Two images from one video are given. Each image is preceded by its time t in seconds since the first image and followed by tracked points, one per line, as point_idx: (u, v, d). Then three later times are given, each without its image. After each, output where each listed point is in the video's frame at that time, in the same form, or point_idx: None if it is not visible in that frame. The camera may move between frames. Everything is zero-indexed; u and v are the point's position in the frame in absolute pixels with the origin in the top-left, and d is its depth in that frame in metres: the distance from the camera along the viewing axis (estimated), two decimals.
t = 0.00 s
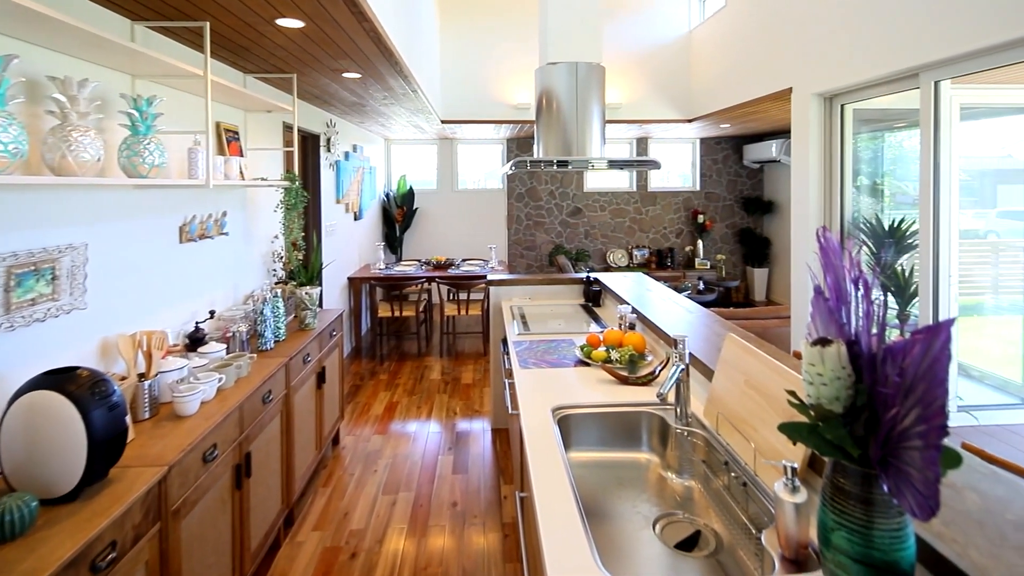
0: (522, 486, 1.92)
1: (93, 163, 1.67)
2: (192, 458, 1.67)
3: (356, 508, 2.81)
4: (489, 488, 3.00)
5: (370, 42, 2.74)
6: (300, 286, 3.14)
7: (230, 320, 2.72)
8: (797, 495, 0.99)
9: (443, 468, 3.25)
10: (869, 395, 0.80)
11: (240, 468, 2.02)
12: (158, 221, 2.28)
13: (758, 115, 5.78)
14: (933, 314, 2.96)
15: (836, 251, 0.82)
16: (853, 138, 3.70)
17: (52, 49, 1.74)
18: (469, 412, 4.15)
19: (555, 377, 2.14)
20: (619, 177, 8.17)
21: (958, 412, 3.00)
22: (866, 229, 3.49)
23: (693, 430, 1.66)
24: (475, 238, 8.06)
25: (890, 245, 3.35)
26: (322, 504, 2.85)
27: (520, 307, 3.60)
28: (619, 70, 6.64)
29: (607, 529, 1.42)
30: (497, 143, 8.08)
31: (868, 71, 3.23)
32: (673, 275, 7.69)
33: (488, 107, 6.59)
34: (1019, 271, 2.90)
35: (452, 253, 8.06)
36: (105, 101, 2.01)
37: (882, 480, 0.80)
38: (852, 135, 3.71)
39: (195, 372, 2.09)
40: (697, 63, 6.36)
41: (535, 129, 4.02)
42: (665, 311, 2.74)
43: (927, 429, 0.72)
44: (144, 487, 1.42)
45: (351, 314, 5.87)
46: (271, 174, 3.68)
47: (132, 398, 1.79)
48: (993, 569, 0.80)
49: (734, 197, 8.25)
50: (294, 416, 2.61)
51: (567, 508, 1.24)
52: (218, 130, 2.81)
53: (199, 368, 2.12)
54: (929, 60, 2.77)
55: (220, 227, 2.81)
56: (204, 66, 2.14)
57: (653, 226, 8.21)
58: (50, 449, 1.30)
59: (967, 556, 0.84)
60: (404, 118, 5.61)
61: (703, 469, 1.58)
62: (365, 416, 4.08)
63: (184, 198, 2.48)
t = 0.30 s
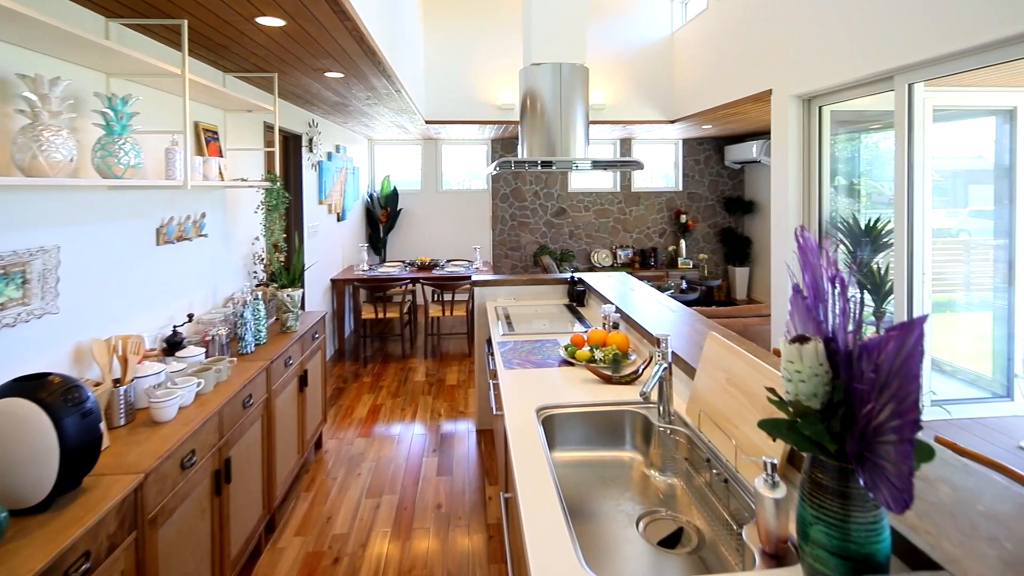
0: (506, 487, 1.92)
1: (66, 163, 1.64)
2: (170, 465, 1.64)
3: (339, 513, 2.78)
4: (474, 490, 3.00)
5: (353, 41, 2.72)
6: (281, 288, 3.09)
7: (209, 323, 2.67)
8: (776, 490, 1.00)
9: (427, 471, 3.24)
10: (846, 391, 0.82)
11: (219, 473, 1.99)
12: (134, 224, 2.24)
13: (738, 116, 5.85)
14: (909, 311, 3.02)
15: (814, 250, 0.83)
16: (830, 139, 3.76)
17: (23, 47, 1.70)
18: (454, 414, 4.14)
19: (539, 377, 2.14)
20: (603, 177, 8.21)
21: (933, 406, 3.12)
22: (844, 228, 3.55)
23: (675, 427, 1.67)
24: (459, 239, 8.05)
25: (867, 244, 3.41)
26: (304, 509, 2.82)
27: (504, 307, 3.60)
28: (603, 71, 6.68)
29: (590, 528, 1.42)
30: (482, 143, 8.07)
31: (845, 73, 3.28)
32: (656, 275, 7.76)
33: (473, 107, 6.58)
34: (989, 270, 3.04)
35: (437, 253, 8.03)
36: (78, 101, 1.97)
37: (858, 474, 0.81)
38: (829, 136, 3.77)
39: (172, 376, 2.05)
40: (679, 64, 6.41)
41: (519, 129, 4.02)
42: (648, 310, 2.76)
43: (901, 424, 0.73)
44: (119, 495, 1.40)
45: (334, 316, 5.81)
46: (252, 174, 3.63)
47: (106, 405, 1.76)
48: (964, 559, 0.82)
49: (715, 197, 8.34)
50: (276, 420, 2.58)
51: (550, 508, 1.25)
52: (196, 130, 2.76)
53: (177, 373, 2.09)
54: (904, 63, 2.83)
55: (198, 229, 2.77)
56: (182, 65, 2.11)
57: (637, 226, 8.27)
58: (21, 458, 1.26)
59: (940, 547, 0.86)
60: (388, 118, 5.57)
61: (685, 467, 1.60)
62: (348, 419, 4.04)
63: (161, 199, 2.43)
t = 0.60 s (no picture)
0: (488, 488, 1.92)
1: (33, 164, 1.60)
2: (143, 473, 1.61)
3: (319, 518, 2.75)
4: (456, 492, 2.99)
5: (333, 40, 2.69)
6: (260, 291, 3.05)
7: (185, 328, 2.62)
8: (753, 486, 1.01)
9: (409, 473, 3.22)
10: (820, 387, 0.83)
11: (195, 481, 1.95)
12: (105, 226, 2.19)
13: (718, 118, 5.93)
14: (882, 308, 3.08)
15: (789, 249, 0.85)
16: (806, 140, 3.83)
17: None
18: (436, 416, 4.13)
19: (521, 377, 2.14)
20: (585, 178, 8.25)
21: (903, 400, 3.17)
22: (819, 227, 3.62)
23: (656, 425, 1.69)
24: (440, 240, 8.02)
25: (841, 243, 3.47)
26: (283, 515, 2.79)
27: (486, 308, 3.60)
28: (585, 72, 6.72)
29: (572, 528, 1.43)
30: (464, 144, 8.06)
31: (820, 75, 3.35)
32: (638, 275, 7.83)
33: (455, 108, 6.56)
34: (957, 267, 2.96)
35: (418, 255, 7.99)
36: (46, 99, 1.93)
37: (832, 468, 0.83)
38: (804, 137, 3.84)
39: (145, 383, 2.01)
40: (659, 65, 6.48)
41: (501, 130, 4.02)
42: (630, 310, 2.79)
43: (873, 418, 0.75)
44: (89, 506, 1.36)
45: (314, 318, 5.74)
46: (229, 175, 3.57)
47: (77, 413, 1.71)
48: (933, 549, 0.84)
49: (695, 197, 8.43)
50: (254, 425, 2.55)
51: (532, 508, 1.24)
52: (170, 130, 2.71)
53: (150, 379, 2.05)
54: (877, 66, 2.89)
55: (173, 231, 2.71)
56: (155, 63, 2.07)
57: (618, 226, 8.32)
58: None
59: (911, 537, 0.87)
60: (369, 118, 5.52)
61: (666, 465, 1.61)
62: (329, 422, 4.00)
63: (134, 201, 2.39)
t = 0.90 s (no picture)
0: (469, 490, 1.91)
1: None
2: (114, 483, 1.58)
3: (298, 524, 2.72)
4: (438, 494, 2.98)
5: (312, 39, 2.65)
6: (237, 294, 2.97)
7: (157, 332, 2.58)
8: (731, 482, 1.03)
9: (390, 477, 3.20)
10: (794, 383, 0.85)
11: (168, 489, 1.92)
12: (74, 228, 2.14)
13: (697, 119, 6.00)
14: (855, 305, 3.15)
15: (765, 248, 0.86)
16: (782, 141, 3.89)
17: None
18: (418, 418, 4.11)
19: (503, 378, 2.14)
20: (566, 178, 8.29)
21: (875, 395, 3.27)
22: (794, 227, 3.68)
23: (636, 424, 1.70)
24: (422, 241, 7.99)
25: (816, 242, 3.54)
26: (261, 522, 2.74)
27: (468, 309, 3.59)
28: (565, 73, 6.74)
29: (554, 527, 1.43)
30: (445, 144, 8.03)
31: (795, 78, 3.40)
32: (619, 275, 7.89)
33: (436, 108, 6.53)
34: (926, 264, 3.14)
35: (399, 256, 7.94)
36: (12, 97, 1.87)
37: (806, 463, 0.84)
38: (780, 138, 3.90)
39: (116, 390, 1.96)
40: (639, 67, 6.53)
41: (483, 131, 4.02)
42: (611, 309, 2.80)
43: (846, 413, 0.77)
44: (58, 516, 1.33)
45: (292, 321, 5.64)
46: (204, 176, 3.51)
47: (43, 422, 1.67)
48: (903, 540, 0.86)
49: (675, 197, 8.51)
50: (230, 431, 2.50)
51: (514, 509, 1.24)
52: (143, 130, 2.66)
53: (121, 386, 2.00)
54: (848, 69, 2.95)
55: (145, 233, 2.66)
56: (127, 61, 2.03)
57: (599, 226, 8.36)
58: None
59: (882, 529, 0.89)
60: (349, 118, 5.47)
61: (646, 463, 1.62)
62: (308, 427, 3.95)
63: (104, 202, 2.33)
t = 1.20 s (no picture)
0: (451, 493, 1.90)
1: None
2: (83, 493, 1.54)
3: (276, 531, 2.68)
4: (420, 497, 2.96)
5: (289, 38, 2.62)
6: (212, 298, 2.91)
7: (130, 338, 2.52)
8: (710, 478, 1.04)
9: (371, 481, 3.17)
10: (771, 380, 0.85)
11: (141, 498, 1.88)
12: (40, 231, 2.08)
13: (676, 120, 6.06)
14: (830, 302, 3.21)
15: (742, 246, 0.87)
16: (758, 142, 3.95)
17: None
18: (399, 420, 4.08)
19: (485, 379, 2.14)
20: (547, 179, 8.31)
21: (849, 389, 3.33)
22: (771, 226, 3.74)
23: (617, 423, 1.71)
24: (403, 243, 7.94)
25: (792, 242, 3.60)
26: (238, 530, 2.70)
27: (450, 310, 3.58)
28: (546, 74, 6.76)
29: (535, 527, 1.43)
30: (426, 145, 8.00)
31: (770, 80, 3.46)
32: (600, 275, 7.93)
33: (416, 109, 6.50)
34: (896, 262, 3.29)
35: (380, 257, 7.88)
36: None
37: (782, 458, 0.85)
38: (757, 139, 3.96)
39: (85, 398, 1.91)
40: (619, 68, 6.58)
41: (464, 131, 4.01)
42: (592, 309, 2.82)
43: (819, 408, 0.78)
44: (25, 529, 1.29)
45: (271, 324, 5.57)
46: (178, 176, 3.44)
47: (8, 431, 1.62)
48: (875, 531, 0.87)
49: (655, 197, 8.59)
50: (206, 438, 2.46)
51: (495, 511, 1.24)
52: (114, 130, 2.60)
53: (90, 393, 1.95)
54: (820, 72, 3.01)
55: (116, 236, 2.60)
56: (97, 60, 1.98)
57: (580, 226, 8.40)
58: None
59: (854, 521, 0.91)
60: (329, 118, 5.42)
61: (627, 461, 1.64)
62: (287, 432, 3.89)
63: (72, 204, 2.27)
